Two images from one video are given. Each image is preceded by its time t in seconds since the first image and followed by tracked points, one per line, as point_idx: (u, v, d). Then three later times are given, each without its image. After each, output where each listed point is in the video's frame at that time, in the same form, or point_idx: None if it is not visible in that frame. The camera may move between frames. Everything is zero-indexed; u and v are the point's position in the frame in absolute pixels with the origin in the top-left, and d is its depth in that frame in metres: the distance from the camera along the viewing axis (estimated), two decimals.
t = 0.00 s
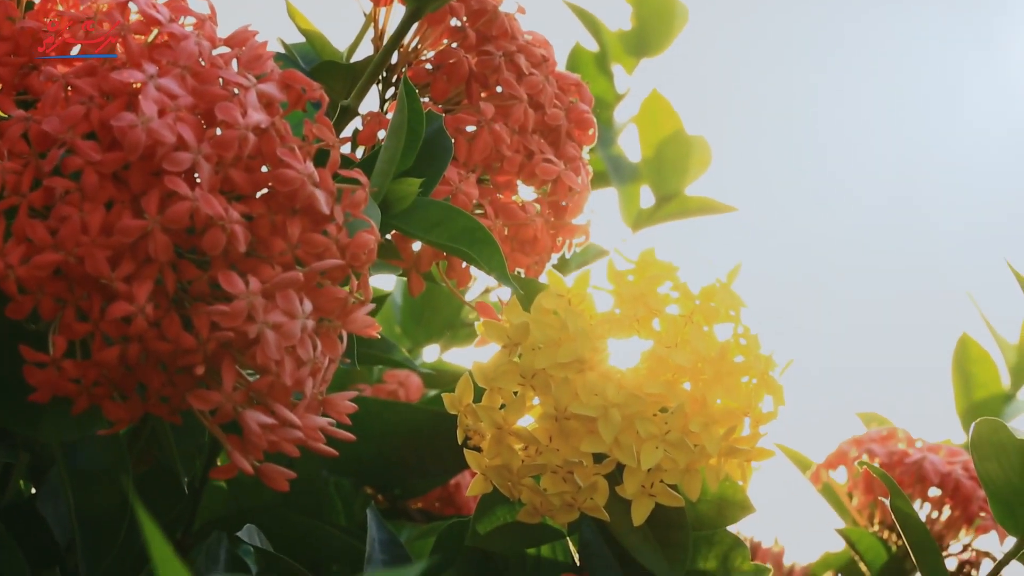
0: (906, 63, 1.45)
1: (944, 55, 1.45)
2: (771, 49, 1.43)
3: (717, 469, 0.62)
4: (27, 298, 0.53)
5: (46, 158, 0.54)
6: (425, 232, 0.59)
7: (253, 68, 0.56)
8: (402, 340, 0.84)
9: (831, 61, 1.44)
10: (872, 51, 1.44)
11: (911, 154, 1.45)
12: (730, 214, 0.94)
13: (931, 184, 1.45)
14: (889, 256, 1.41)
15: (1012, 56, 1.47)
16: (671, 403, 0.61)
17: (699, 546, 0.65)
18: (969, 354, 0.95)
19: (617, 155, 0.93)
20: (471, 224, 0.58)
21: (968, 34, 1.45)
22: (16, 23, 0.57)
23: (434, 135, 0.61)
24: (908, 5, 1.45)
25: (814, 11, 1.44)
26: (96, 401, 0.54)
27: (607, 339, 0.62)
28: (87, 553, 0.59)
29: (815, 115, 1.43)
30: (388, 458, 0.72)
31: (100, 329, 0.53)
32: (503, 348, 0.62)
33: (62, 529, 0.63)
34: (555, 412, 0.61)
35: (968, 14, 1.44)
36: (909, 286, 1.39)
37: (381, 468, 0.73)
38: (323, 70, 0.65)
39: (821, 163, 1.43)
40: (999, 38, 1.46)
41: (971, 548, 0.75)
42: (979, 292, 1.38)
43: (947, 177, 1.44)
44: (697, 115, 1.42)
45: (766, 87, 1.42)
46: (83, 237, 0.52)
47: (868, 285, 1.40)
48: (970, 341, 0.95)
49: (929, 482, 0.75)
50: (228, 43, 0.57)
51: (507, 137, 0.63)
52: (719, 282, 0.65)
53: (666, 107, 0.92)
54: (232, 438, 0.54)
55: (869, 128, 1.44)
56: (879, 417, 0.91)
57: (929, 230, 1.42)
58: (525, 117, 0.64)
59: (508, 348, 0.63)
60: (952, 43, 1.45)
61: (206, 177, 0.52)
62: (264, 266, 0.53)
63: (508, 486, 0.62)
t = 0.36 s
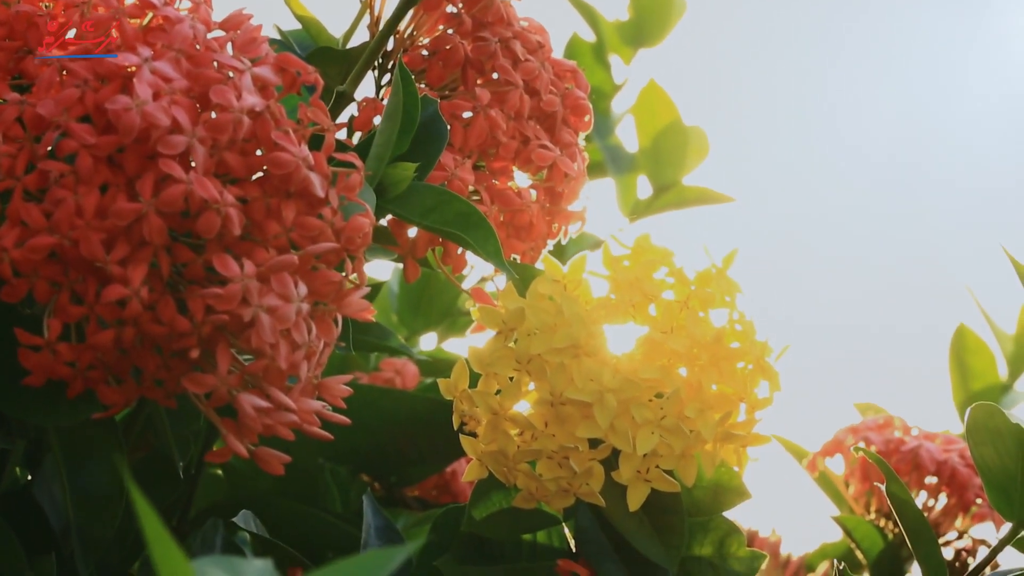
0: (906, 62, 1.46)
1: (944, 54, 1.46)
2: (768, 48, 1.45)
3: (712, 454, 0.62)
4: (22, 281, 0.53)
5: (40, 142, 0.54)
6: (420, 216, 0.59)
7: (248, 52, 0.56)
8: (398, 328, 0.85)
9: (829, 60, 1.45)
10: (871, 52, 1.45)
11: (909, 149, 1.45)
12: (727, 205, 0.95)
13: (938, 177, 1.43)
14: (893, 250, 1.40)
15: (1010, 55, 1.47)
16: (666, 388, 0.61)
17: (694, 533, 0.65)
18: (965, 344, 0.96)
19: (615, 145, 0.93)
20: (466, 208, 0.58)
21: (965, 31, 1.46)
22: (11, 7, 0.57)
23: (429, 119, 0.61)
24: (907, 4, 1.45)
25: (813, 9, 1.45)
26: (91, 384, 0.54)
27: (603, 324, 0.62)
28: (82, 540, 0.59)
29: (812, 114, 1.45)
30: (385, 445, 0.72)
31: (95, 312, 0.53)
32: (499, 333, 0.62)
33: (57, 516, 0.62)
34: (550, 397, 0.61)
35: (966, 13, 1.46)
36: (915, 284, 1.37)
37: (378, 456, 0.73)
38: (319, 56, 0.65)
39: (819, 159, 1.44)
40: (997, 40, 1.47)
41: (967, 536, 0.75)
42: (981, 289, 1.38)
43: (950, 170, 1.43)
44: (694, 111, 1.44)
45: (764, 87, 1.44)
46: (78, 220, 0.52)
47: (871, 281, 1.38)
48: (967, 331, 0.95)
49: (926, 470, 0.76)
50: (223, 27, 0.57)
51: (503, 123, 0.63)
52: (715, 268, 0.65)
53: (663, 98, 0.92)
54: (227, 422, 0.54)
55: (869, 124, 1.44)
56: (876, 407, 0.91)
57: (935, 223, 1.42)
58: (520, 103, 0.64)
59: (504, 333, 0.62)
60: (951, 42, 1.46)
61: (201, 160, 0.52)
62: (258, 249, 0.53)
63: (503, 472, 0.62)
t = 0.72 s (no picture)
0: (903, 56, 1.46)
1: (946, 46, 1.46)
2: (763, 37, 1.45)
3: (707, 438, 0.62)
4: (16, 262, 0.53)
5: (34, 123, 0.53)
6: (414, 198, 0.59)
7: (242, 33, 0.56)
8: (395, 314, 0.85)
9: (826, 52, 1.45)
10: (867, 43, 1.46)
11: (907, 142, 1.45)
12: (723, 194, 0.94)
13: (934, 170, 1.43)
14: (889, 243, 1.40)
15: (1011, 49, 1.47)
16: (661, 371, 0.61)
17: (689, 517, 0.65)
18: (962, 333, 0.95)
19: (611, 134, 0.93)
20: (459, 190, 0.58)
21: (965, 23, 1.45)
22: None
23: (424, 102, 0.61)
24: None
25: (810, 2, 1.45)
26: (85, 365, 0.54)
27: (597, 308, 0.62)
28: (76, 520, 0.58)
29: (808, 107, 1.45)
30: (380, 430, 0.72)
31: (89, 293, 0.53)
32: (493, 316, 0.62)
33: (53, 501, 0.64)
34: (544, 380, 0.61)
35: (967, 6, 1.46)
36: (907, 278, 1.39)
37: (374, 441, 0.73)
38: (313, 39, 0.65)
39: (814, 151, 1.45)
40: (1003, 30, 1.45)
41: (965, 523, 0.75)
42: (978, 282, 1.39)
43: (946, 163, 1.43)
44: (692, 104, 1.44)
45: (757, 78, 1.45)
46: (71, 200, 0.52)
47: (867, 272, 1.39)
48: (964, 320, 0.95)
49: (922, 456, 0.76)
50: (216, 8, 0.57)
51: (497, 106, 0.63)
52: (709, 251, 0.65)
53: (660, 86, 0.92)
54: (221, 403, 0.54)
55: (868, 118, 1.44)
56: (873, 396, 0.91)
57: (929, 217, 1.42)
58: (515, 87, 0.64)
59: (498, 317, 0.62)
60: (952, 35, 1.46)
61: (194, 141, 0.52)
62: (252, 231, 0.53)
63: (498, 456, 0.62)
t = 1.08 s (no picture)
0: (901, 50, 1.46)
1: (946, 38, 1.45)
2: (756, 33, 1.48)
3: (702, 423, 0.62)
4: (9, 244, 0.53)
5: (28, 105, 0.53)
6: (408, 181, 0.59)
7: (236, 16, 0.56)
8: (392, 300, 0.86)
9: (817, 48, 1.47)
10: (862, 37, 1.47)
11: (908, 134, 1.44)
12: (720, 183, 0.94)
13: (933, 164, 1.44)
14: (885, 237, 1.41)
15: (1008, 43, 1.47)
16: (656, 356, 0.61)
17: (684, 502, 0.65)
18: (959, 324, 0.95)
19: (608, 124, 0.93)
20: (454, 174, 0.58)
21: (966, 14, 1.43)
22: None
23: (419, 86, 0.61)
24: None
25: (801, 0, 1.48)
26: (80, 348, 0.54)
27: (593, 292, 0.62)
28: (71, 502, 0.59)
29: (801, 103, 1.47)
30: (376, 417, 0.72)
31: (83, 275, 0.53)
32: (489, 301, 0.62)
33: (48, 485, 0.63)
34: (540, 364, 0.61)
35: None
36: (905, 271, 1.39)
37: (370, 428, 0.73)
38: (309, 24, 0.65)
39: (809, 144, 1.47)
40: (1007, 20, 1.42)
41: (961, 511, 0.75)
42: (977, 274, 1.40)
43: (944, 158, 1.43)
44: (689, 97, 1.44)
45: (749, 76, 1.48)
46: (65, 182, 0.52)
47: (864, 266, 1.40)
48: (961, 310, 0.95)
49: (918, 443, 0.76)
50: None
51: (493, 92, 0.63)
52: (705, 237, 0.65)
53: (655, 75, 0.92)
54: (216, 386, 0.54)
55: (863, 112, 1.45)
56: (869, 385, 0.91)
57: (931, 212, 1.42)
58: (511, 72, 0.64)
59: (494, 302, 0.62)
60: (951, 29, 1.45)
61: (188, 123, 0.52)
62: (247, 213, 0.53)
63: (493, 440, 0.62)
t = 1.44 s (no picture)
0: (898, 44, 1.47)
1: (944, 32, 1.45)
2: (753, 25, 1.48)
3: (697, 407, 0.62)
4: (3, 225, 0.53)
5: (21, 86, 0.53)
6: (402, 165, 0.59)
7: None
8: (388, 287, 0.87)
9: (816, 42, 1.47)
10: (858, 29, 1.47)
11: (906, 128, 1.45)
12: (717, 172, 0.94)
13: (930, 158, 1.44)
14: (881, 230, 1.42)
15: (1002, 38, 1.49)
16: (650, 340, 0.61)
17: (679, 487, 0.65)
18: (956, 314, 0.95)
19: (604, 113, 0.93)
20: (448, 157, 0.58)
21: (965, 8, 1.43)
22: None
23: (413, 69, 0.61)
24: None
25: None
26: (73, 330, 0.54)
27: (587, 277, 0.62)
28: (66, 488, 0.58)
29: (799, 94, 1.46)
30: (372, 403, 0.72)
31: (76, 257, 0.53)
32: (483, 285, 0.62)
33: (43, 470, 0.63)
34: (535, 349, 0.60)
35: None
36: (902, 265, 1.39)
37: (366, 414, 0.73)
38: (303, 8, 0.65)
39: (806, 137, 1.46)
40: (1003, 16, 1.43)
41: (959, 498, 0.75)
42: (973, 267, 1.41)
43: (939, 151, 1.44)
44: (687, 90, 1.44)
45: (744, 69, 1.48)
46: (59, 163, 0.52)
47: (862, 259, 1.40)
48: (957, 300, 0.95)
49: (913, 430, 0.76)
50: None
51: (488, 76, 0.63)
52: (700, 221, 0.65)
53: (652, 64, 0.92)
54: (209, 368, 0.54)
55: (861, 105, 1.45)
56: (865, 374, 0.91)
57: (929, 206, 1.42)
58: (506, 57, 0.63)
59: (488, 286, 0.62)
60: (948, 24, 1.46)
61: (182, 105, 0.52)
62: (241, 195, 0.53)
63: (488, 424, 0.62)
